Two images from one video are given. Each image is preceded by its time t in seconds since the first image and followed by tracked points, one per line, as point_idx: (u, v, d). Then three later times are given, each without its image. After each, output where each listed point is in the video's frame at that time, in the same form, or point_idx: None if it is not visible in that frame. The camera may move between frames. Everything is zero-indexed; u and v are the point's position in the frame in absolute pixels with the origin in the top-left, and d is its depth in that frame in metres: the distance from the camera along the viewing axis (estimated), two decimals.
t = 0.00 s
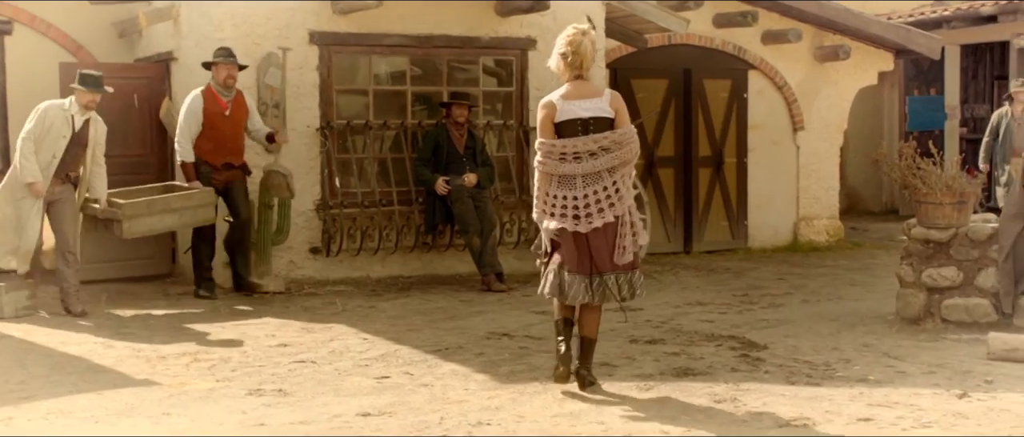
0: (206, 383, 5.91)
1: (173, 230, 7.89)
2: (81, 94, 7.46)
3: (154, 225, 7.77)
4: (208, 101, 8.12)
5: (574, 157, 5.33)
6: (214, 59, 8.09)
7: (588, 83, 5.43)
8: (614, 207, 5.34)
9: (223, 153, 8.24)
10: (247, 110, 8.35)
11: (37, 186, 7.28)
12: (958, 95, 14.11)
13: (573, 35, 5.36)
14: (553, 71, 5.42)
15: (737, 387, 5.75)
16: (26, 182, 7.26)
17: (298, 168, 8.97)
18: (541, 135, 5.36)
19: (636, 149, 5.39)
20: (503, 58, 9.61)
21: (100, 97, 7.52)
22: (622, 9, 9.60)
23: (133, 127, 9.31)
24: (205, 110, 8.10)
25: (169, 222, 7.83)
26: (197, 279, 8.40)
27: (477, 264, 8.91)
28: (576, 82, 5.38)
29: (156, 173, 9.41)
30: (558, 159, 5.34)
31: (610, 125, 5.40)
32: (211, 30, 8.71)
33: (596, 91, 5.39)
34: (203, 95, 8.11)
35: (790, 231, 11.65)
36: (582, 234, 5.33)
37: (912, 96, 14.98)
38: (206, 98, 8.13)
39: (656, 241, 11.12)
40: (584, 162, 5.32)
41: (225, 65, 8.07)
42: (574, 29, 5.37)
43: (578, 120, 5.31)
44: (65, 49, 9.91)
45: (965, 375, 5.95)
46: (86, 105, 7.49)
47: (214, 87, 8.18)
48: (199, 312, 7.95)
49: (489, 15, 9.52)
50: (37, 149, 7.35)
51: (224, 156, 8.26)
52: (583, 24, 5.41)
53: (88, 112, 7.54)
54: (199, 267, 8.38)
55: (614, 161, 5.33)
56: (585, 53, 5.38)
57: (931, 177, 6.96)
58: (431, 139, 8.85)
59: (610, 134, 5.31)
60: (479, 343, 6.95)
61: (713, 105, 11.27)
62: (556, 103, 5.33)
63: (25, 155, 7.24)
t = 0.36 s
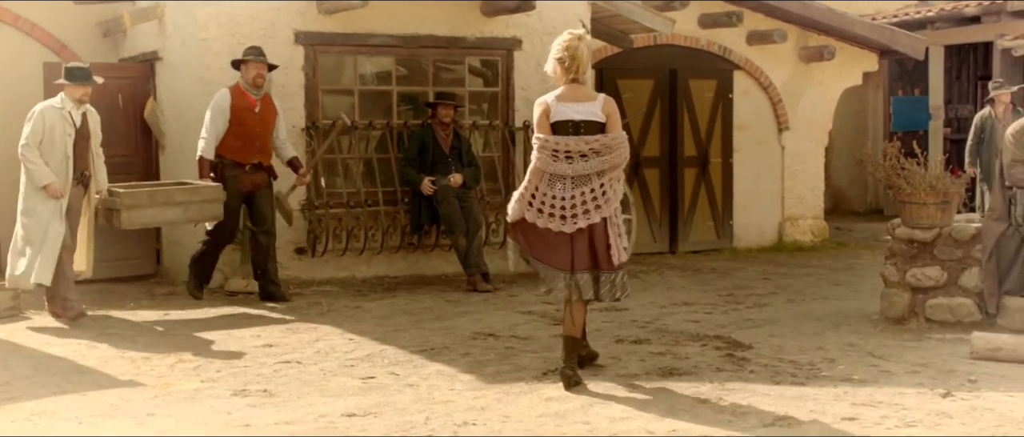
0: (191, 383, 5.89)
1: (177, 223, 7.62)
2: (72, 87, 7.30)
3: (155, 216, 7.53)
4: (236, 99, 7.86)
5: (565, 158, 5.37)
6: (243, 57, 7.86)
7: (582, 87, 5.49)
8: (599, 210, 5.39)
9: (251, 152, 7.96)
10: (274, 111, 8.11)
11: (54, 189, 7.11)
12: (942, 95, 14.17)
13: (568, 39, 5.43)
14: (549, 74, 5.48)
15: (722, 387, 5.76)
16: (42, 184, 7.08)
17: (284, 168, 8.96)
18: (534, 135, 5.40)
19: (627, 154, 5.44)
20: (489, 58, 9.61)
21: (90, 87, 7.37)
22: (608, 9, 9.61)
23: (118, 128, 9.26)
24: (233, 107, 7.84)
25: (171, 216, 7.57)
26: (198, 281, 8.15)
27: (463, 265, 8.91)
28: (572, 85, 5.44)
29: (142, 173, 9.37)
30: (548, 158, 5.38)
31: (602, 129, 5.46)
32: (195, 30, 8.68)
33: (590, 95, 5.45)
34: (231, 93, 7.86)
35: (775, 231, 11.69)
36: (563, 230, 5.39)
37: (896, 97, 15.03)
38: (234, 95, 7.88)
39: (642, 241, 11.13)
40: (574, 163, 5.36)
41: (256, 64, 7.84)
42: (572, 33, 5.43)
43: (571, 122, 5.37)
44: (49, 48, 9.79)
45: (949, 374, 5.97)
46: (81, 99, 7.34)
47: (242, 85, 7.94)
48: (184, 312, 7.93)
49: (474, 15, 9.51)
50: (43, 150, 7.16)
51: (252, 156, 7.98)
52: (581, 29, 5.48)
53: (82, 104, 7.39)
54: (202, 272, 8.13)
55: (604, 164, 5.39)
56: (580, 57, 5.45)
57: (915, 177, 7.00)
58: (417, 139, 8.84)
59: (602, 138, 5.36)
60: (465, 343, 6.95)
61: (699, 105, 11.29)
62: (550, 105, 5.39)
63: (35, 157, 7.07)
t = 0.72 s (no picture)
0: (174, 384, 5.86)
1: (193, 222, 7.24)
2: (69, 82, 6.91)
3: (171, 213, 7.15)
4: (252, 98, 7.51)
5: (556, 146, 5.63)
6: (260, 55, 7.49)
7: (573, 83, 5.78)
8: (584, 198, 5.68)
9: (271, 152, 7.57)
10: (291, 110, 7.76)
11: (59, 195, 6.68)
12: (924, 95, 14.23)
13: (561, 37, 5.71)
14: (541, 69, 5.76)
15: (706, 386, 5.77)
16: (44, 191, 6.65)
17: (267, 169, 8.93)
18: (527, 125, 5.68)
19: (614, 149, 5.74)
20: (473, 58, 9.61)
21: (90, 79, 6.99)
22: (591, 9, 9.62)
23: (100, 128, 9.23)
24: (248, 105, 7.50)
25: (188, 215, 7.20)
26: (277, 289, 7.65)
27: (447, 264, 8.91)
28: (562, 81, 5.72)
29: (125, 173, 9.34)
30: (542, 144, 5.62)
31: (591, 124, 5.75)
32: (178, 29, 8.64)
33: (581, 91, 5.73)
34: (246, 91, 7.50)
35: (759, 231, 11.73)
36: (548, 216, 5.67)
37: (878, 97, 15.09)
38: (250, 92, 7.53)
39: (626, 241, 11.13)
40: (564, 152, 5.63)
41: (274, 64, 7.49)
42: (565, 31, 5.71)
43: (561, 117, 5.67)
44: (30, 49, 9.69)
45: (931, 374, 5.99)
46: (81, 93, 6.94)
47: (258, 82, 7.60)
48: (167, 313, 7.90)
49: (458, 15, 9.50)
50: (46, 154, 6.75)
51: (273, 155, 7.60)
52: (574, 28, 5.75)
53: (83, 99, 6.99)
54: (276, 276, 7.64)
55: (592, 156, 5.67)
56: (572, 54, 5.73)
57: (897, 176, 7.03)
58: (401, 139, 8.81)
59: (591, 132, 5.66)
60: (448, 343, 6.94)
61: (683, 105, 11.30)
62: (542, 100, 5.68)
63: (36, 162, 6.67)
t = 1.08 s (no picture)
0: (157, 385, 5.85)
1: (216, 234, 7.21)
2: (99, 88, 6.76)
3: (194, 227, 7.10)
4: (273, 102, 7.36)
5: (546, 149, 5.76)
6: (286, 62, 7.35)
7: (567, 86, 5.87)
8: (577, 198, 5.78)
9: (288, 156, 7.44)
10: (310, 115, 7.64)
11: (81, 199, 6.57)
12: (907, 95, 14.29)
13: (555, 40, 5.83)
14: (535, 73, 5.88)
15: (690, 386, 5.77)
16: (68, 196, 6.54)
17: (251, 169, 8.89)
18: (521, 129, 5.83)
19: (606, 149, 5.81)
20: (458, 58, 9.60)
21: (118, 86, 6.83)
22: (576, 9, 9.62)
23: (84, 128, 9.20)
24: (269, 110, 7.34)
25: (208, 226, 7.15)
26: (283, 296, 7.67)
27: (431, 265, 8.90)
28: (555, 84, 5.83)
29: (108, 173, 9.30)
30: (532, 148, 5.78)
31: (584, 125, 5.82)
32: (161, 29, 8.62)
33: (573, 93, 5.82)
34: (268, 95, 7.35)
35: (743, 231, 11.76)
36: (546, 216, 5.80)
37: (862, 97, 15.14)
38: (270, 97, 7.37)
39: (611, 242, 11.13)
40: (553, 155, 5.75)
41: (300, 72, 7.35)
42: (556, 36, 5.83)
43: (553, 118, 5.76)
44: (13, 49, 9.65)
45: (914, 373, 6.01)
46: (108, 100, 6.79)
47: (280, 87, 7.44)
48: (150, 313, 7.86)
49: (443, 15, 9.48)
50: (69, 158, 6.63)
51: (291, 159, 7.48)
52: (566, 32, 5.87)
53: (110, 107, 6.83)
54: (285, 282, 7.62)
55: (583, 157, 5.76)
56: (566, 58, 5.85)
57: (881, 177, 7.06)
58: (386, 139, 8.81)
59: (581, 133, 5.74)
60: (433, 344, 6.93)
61: (668, 105, 11.31)
62: (534, 101, 5.79)
63: (59, 166, 6.55)
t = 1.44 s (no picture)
0: (139, 386, 5.82)
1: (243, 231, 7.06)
2: (135, 79, 6.55)
3: (223, 222, 6.96)
4: (286, 99, 7.34)
5: (541, 148, 5.98)
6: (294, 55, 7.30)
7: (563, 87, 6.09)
8: (572, 196, 5.98)
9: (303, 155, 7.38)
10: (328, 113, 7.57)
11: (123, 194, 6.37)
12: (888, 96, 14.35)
13: (550, 44, 6.06)
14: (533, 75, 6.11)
15: (673, 386, 5.78)
16: (110, 190, 6.33)
17: (233, 170, 8.86)
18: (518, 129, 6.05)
19: (599, 148, 6.01)
20: (441, 58, 9.59)
21: (155, 77, 6.62)
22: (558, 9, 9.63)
23: (64, 128, 9.15)
24: (282, 107, 7.32)
25: (237, 223, 7.01)
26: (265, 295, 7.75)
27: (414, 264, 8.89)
28: (552, 85, 6.05)
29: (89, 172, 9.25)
30: (529, 148, 6.00)
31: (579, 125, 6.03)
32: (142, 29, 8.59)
33: (569, 95, 6.04)
34: (280, 93, 7.34)
35: (725, 231, 11.80)
36: (548, 217, 6.00)
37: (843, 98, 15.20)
38: (284, 95, 7.35)
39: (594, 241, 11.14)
40: (549, 154, 5.97)
41: (310, 63, 7.32)
42: (551, 40, 6.07)
43: (549, 118, 5.98)
44: None
45: (895, 372, 6.04)
46: (145, 90, 6.58)
47: (294, 84, 7.41)
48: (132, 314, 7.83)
49: (425, 15, 9.47)
50: (105, 150, 6.42)
51: (307, 159, 7.42)
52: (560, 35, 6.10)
53: (146, 98, 6.61)
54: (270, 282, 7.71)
55: (576, 155, 5.97)
56: (562, 60, 6.07)
57: (862, 177, 7.09)
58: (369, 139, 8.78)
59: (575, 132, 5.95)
60: (416, 344, 6.93)
61: (650, 105, 11.33)
62: (532, 102, 6.02)
63: (96, 160, 6.33)
